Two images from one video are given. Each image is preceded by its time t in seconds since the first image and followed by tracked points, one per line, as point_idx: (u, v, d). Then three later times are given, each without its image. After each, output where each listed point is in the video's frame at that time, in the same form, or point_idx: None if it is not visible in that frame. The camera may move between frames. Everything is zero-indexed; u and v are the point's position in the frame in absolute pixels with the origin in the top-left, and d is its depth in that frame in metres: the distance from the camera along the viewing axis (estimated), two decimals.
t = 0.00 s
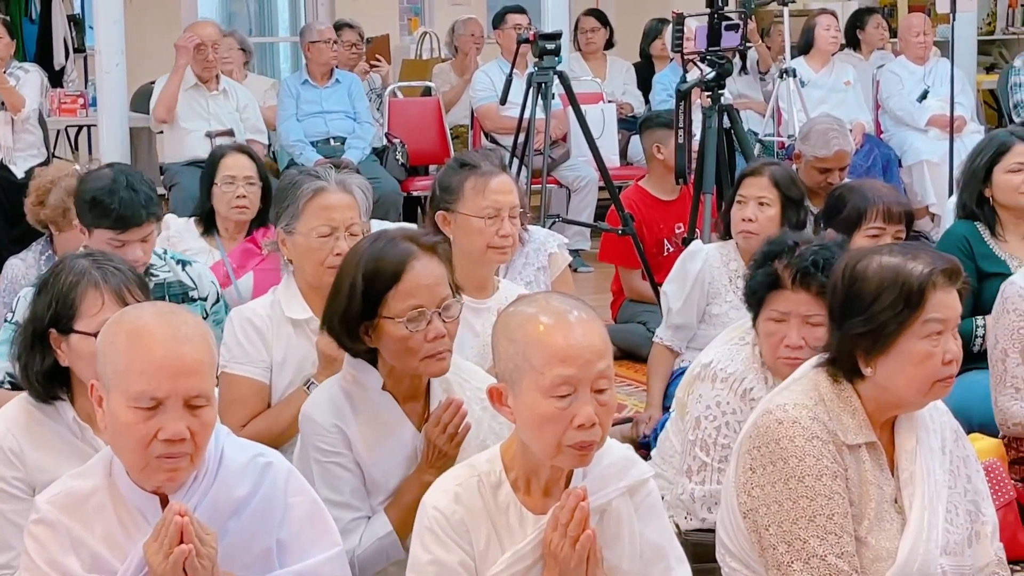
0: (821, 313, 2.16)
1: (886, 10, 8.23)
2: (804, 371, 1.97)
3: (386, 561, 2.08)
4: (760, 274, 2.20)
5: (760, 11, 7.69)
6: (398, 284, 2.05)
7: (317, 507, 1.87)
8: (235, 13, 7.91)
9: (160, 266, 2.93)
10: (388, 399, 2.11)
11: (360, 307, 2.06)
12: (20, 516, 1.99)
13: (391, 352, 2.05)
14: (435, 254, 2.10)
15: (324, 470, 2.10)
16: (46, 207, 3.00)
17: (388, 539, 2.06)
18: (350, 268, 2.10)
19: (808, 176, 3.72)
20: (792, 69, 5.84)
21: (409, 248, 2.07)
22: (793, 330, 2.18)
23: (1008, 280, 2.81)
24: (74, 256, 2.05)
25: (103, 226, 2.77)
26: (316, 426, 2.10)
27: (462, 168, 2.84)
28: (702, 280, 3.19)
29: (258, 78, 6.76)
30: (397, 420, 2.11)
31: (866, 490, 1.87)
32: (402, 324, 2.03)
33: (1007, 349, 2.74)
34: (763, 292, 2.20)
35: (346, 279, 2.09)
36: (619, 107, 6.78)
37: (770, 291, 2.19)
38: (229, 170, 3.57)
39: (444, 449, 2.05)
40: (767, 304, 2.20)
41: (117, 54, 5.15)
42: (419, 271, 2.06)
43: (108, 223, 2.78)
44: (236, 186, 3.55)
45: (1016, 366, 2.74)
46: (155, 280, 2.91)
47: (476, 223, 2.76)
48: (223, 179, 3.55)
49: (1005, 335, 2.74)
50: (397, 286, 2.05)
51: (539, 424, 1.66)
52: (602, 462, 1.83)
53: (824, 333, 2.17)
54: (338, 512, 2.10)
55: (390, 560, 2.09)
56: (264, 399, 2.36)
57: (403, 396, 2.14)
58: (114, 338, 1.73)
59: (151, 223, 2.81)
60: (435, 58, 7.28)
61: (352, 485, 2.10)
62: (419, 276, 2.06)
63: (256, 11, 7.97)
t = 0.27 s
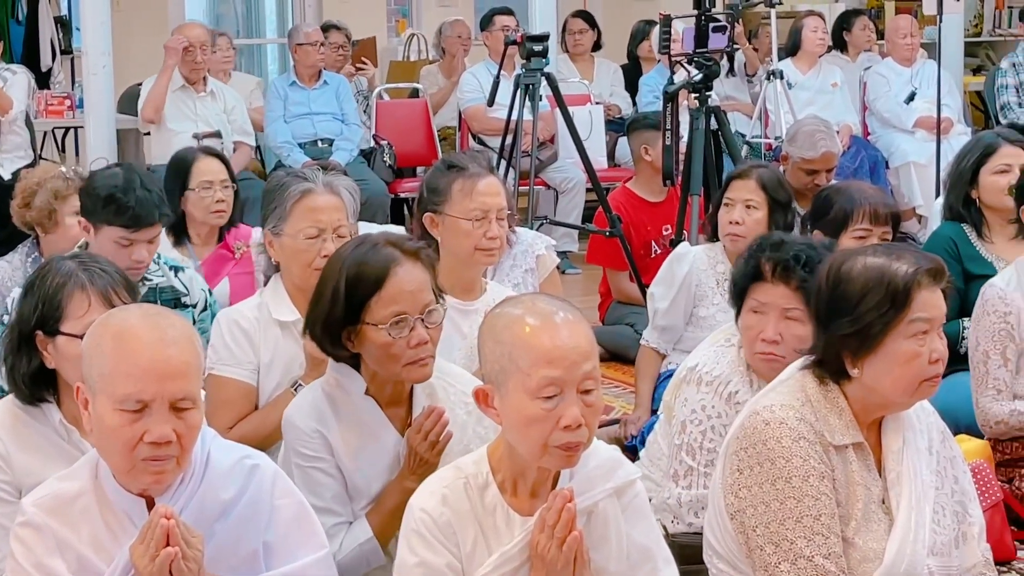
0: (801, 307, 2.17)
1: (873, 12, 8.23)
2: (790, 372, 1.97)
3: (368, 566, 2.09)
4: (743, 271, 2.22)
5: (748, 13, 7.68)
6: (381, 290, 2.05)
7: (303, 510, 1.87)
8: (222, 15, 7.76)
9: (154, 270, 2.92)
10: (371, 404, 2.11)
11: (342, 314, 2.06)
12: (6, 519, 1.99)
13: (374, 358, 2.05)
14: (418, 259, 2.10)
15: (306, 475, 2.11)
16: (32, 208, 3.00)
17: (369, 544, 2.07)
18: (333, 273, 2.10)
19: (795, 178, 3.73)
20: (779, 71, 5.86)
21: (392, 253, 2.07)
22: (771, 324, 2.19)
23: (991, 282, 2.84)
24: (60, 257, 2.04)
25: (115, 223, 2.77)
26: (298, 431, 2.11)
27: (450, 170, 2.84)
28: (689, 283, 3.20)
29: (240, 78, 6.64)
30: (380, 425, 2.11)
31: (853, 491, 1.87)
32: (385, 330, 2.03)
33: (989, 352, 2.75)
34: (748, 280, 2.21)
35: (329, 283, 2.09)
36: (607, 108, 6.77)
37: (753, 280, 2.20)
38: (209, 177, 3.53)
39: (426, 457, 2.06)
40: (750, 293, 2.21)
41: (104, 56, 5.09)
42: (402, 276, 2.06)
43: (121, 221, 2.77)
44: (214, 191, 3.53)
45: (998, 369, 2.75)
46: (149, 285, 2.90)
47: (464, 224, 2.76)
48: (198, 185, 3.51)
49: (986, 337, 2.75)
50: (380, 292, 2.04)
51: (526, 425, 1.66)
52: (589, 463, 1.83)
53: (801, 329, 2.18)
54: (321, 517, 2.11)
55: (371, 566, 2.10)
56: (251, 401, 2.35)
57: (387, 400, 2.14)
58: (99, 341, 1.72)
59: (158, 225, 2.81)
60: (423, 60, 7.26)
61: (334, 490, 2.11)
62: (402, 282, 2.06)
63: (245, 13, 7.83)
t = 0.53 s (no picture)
0: (785, 300, 2.17)
1: (861, 14, 8.22)
2: (777, 373, 1.97)
3: (356, 569, 2.09)
4: (728, 266, 2.22)
5: (736, 14, 7.65)
6: (371, 291, 2.04)
7: (291, 511, 1.87)
8: (210, 18, 7.47)
9: (141, 277, 2.93)
10: (360, 405, 2.11)
11: (333, 314, 2.06)
12: None
13: (364, 359, 2.05)
14: (409, 261, 2.10)
15: (296, 476, 2.11)
16: (19, 210, 2.99)
17: (357, 546, 2.07)
18: (324, 273, 2.09)
19: (784, 180, 3.75)
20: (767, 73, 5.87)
21: (383, 255, 2.07)
22: (754, 315, 2.18)
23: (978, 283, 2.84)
24: (47, 260, 2.04)
25: (97, 229, 2.76)
26: (288, 432, 2.11)
27: (438, 172, 2.84)
28: (677, 284, 3.21)
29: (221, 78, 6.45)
30: (370, 427, 2.11)
31: (840, 491, 1.87)
32: (375, 332, 2.03)
33: (977, 354, 2.76)
34: (732, 272, 2.21)
35: (319, 284, 2.09)
36: (595, 110, 6.76)
37: (738, 273, 2.20)
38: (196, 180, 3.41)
39: (416, 458, 2.06)
40: (735, 285, 2.21)
41: (92, 57, 5.08)
42: (393, 278, 2.05)
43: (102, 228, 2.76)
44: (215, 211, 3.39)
45: (985, 371, 2.75)
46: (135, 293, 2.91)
47: (452, 226, 2.76)
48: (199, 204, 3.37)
49: (973, 338, 2.76)
50: (371, 293, 2.04)
51: (513, 426, 1.66)
52: (576, 465, 1.83)
53: (783, 321, 2.17)
54: (310, 517, 2.12)
55: (359, 568, 2.10)
56: (238, 403, 2.35)
57: (376, 401, 2.14)
58: (86, 343, 1.72)
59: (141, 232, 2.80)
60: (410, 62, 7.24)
61: (323, 491, 2.11)
62: (393, 283, 2.05)
63: (232, 14, 7.55)
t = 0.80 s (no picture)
0: (773, 298, 2.17)
1: (849, 16, 8.24)
2: (765, 375, 1.97)
3: (349, 569, 2.09)
4: (715, 267, 2.23)
5: (725, 16, 7.65)
6: (368, 290, 2.04)
7: (279, 513, 1.86)
8: (199, 19, 7.42)
9: (124, 280, 2.94)
10: (356, 405, 2.11)
11: (330, 313, 2.06)
12: None
13: (360, 358, 2.05)
14: (405, 261, 2.10)
15: (289, 475, 2.11)
16: (7, 212, 2.99)
17: (350, 546, 2.07)
18: (320, 272, 2.09)
19: (773, 182, 3.75)
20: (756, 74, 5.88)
21: (380, 254, 2.07)
22: (743, 315, 2.18)
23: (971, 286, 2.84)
24: (35, 262, 2.03)
25: (69, 240, 2.76)
26: (282, 430, 2.11)
27: (427, 174, 2.84)
28: (669, 287, 3.20)
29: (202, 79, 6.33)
30: (364, 426, 2.11)
31: (829, 492, 1.87)
32: (371, 330, 2.03)
33: (969, 356, 2.76)
34: (720, 274, 2.22)
35: (315, 282, 2.08)
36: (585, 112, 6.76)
37: (726, 273, 2.21)
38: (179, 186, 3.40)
39: (410, 458, 2.05)
40: (724, 285, 2.21)
41: (81, 59, 5.07)
42: (390, 277, 2.06)
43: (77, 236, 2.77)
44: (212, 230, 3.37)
45: (977, 373, 2.75)
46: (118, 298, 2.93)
47: (441, 228, 2.77)
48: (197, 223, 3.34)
49: (967, 340, 2.77)
50: (368, 292, 2.04)
51: (500, 427, 1.66)
52: (564, 467, 1.83)
53: (772, 320, 2.18)
54: (302, 517, 2.11)
55: (351, 568, 2.09)
56: (227, 405, 2.35)
57: (370, 401, 2.14)
58: (73, 345, 1.72)
59: (118, 239, 2.81)
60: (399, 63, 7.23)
61: (316, 490, 2.10)
62: (389, 283, 2.05)
63: (222, 17, 7.50)
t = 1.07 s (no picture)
0: (763, 298, 2.17)
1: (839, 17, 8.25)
2: (754, 376, 1.98)
3: (344, 568, 2.08)
4: (703, 269, 2.23)
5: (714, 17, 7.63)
6: (370, 289, 2.04)
7: (269, 514, 1.86)
8: (189, 21, 7.37)
9: (120, 282, 2.93)
10: (352, 404, 2.11)
11: (331, 311, 2.05)
12: None
13: (359, 357, 2.05)
14: (405, 261, 2.10)
15: (286, 473, 2.10)
16: None
17: (347, 544, 2.06)
18: (321, 270, 2.08)
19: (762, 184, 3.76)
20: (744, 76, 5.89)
21: (381, 254, 2.07)
22: (734, 315, 2.18)
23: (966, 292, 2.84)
24: (24, 264, 2.03)
25: (77, 233, 2.76)
26: (279, 428, 2.10)
27: (416, 175, 2.84)
28: (662, 288, 3.20)
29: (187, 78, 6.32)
30: (360, 426, 2.11)
31: (818, 493, 1.87)
32: (373, 329, 2.03)
33: (965, 362, 2.75)
34: (709, 276, 2.22)
35: (316, 280, 2.07)
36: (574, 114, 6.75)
37: (715, 275, 2.21)
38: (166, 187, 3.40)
39: (409, 457, 2.05)
40: (713, 287, 2.21)
41: (70, 61, 5.06)
42: (390, 277, 2.05)
43: (84, 229, 2.76)
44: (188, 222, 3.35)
45: (972, 379, 2.74)
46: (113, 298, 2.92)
47: (430, 230, 2.77)
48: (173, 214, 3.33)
49: (963, 346, 2.75)
50: (369, 291, 2.04)
51: (489, 428, 1.66)
52: (554, 469, 1.83)
53: (763, 319, 2.18)
54: (298, 515, 2.10)
55: (346, 567, 2.09)
56: (217, 406, 2.35)
57: (366, 400, 2.14)
58: (62, 347, 1.71)
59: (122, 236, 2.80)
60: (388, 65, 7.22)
61: (312, 489, 2.10)
62: (389, 282, 2.05)
63: (211, 18, 7.47)
